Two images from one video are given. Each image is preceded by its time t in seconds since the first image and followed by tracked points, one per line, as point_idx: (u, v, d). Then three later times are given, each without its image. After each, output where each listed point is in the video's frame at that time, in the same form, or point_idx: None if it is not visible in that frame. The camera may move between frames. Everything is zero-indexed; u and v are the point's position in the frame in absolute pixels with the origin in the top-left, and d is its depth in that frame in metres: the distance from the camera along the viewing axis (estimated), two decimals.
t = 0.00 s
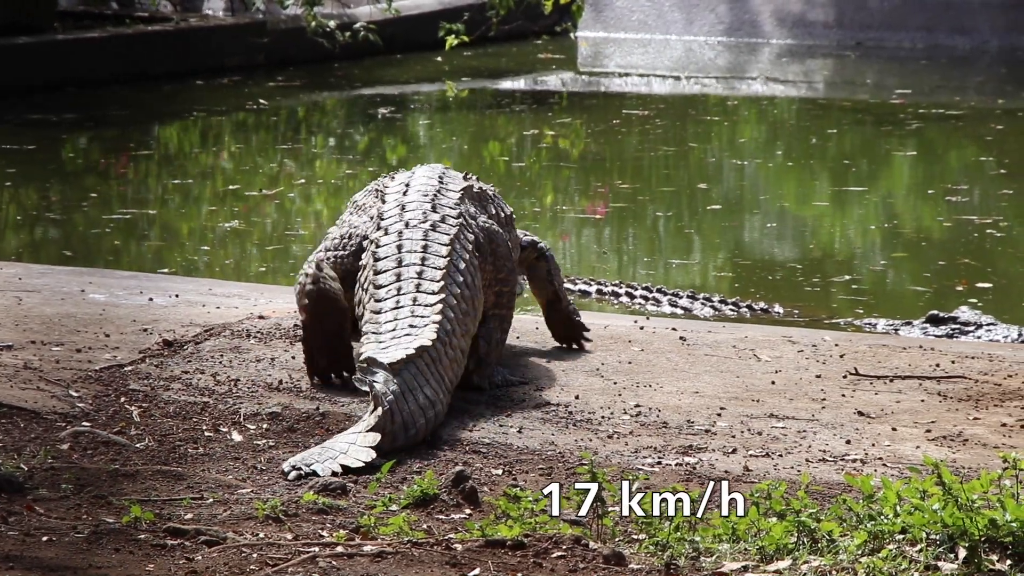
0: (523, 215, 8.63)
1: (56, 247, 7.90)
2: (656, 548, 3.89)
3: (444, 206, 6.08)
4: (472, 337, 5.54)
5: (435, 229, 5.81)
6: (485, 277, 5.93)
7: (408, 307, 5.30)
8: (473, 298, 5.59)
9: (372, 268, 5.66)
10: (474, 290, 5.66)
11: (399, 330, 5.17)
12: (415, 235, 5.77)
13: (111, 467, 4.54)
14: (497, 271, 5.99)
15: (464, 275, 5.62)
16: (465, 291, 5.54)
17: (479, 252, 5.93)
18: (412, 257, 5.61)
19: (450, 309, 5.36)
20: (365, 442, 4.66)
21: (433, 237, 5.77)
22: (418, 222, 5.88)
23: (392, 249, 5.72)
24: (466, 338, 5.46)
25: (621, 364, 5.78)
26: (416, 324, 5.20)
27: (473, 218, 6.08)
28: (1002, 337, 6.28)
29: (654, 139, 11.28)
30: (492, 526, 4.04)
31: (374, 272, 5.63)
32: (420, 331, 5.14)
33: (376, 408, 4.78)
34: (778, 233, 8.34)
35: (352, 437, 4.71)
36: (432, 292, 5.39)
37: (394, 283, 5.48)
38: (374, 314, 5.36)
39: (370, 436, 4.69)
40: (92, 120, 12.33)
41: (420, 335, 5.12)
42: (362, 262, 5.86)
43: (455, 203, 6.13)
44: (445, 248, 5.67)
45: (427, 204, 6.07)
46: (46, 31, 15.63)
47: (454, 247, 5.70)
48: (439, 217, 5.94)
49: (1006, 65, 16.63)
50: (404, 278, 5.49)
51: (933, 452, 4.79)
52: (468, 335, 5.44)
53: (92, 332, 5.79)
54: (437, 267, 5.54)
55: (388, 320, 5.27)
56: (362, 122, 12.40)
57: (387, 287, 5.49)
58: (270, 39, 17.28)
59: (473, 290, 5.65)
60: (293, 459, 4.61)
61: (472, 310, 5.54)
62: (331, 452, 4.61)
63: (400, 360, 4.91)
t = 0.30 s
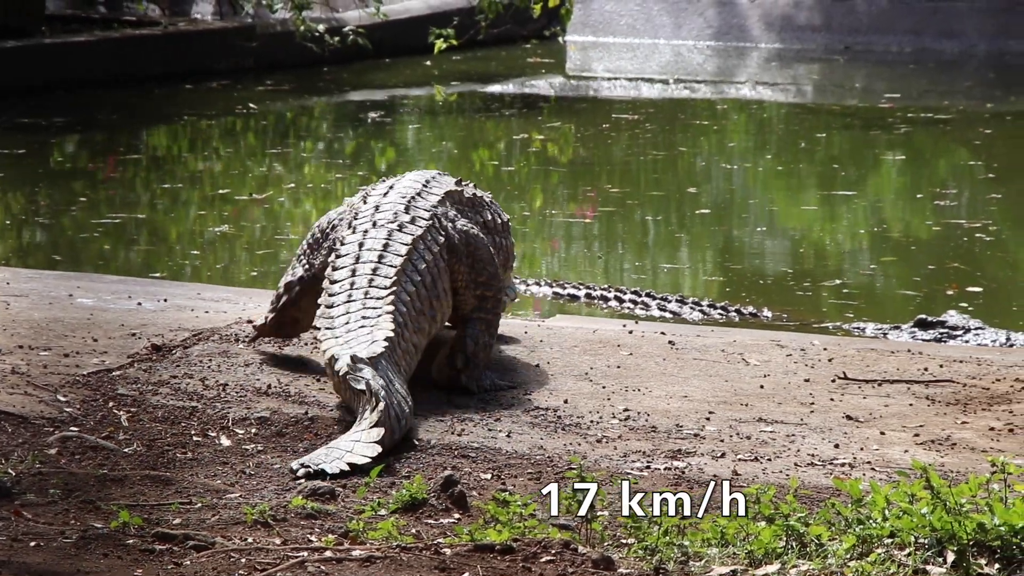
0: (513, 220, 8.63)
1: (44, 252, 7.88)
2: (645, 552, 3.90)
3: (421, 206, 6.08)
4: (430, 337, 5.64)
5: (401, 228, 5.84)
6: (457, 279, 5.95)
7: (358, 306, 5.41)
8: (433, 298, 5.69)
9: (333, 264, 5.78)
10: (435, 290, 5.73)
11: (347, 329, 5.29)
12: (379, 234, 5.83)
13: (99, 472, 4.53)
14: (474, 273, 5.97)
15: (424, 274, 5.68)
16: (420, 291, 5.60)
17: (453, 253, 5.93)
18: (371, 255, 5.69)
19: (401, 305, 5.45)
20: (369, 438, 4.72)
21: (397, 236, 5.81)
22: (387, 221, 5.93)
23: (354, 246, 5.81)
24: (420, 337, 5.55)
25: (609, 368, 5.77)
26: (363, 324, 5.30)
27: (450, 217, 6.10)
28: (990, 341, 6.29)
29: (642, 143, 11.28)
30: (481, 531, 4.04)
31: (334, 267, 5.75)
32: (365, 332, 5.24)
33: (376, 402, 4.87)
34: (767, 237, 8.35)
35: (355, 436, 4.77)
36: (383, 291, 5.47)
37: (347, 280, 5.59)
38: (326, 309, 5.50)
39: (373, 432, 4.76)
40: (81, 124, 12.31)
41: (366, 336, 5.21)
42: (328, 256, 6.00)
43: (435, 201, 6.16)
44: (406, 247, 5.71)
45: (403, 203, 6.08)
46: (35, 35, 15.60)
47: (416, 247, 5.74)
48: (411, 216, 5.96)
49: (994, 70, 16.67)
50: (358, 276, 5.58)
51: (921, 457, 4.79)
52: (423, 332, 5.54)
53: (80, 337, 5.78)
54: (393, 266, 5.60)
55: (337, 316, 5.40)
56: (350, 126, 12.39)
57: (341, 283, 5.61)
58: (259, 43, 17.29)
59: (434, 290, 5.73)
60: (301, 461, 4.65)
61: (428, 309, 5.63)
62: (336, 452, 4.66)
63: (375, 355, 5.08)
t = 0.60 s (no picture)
0: (497, 228, 8.64)
1: (28, 258, 7.88)
2: (628, 561, 3.91)
3: (386, 212, 6.11)
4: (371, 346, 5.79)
5: (360, 236, 5.91)
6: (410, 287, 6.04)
7: (305, 308, 5.53)
8: (376, 308, 5.81)
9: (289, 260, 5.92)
10: (381, 300, 5.85)
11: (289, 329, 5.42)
12: (338, 238, 5.93)
13: (82, 479, 4.52)
14: (436, 281, 6.06)
15: (373, 285, 5.80)
16: (366, 302, 5.72)
17: (408, 263, 6.02)
18: (325, 260, 5.80)
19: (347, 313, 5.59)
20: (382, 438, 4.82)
21: (356, 243, 5.88)
22: (349, 225, 5.99)
23: (311, 246, 5.93)
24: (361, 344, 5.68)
25: (594, 377, 5.76)
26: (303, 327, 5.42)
27: (414, 227, 6.14)
28: (973, 350, 6.30)
29: (627, 151, 11.29)
30: (465, 539, 4.04)
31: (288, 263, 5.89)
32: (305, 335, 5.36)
33: (384, 403, 4.93)
34: (752, 246, 8.36)
35: (366, 435, 4.86)
36: (330, 298, 5.59)
37: (297, 280, 5.72)
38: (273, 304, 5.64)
39: (383, 432, 4.87)
40: (67, 130, 12.30)
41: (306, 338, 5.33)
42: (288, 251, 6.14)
43: (402, 207, 6.20)
44: (360, 257, 5.80)
45: (370, 207, 6.13)
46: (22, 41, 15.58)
47: (369, 258, 5.83)
48: (374, 223, 6.01)
49: (979, 79, 16.70)
50: (308, 279, 5.71)
51: (904, 466, 4.80)
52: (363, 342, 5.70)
53: (63, 344, 5.76)
54: (344, 275, 5.71)
55: (283, 314, 5.53)
56: (335, 133, 12.40)
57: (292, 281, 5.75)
58: (244, 50, 17.14)
59: (381, 300, 5.85)
60: (325, 461, 4.73)
61: (371, 320, 5.76)
62: (353, 452, 4.76)
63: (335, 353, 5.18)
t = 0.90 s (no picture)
0: (470, 240, 8.64)
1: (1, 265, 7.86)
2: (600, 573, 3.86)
3: (353, 216, 6.38)
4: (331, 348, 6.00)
5: (331, 238, 6.15)
6: (370, 288, 6.26)
7: (280, 301, 5.68)
8: (337, 310, 6.03)
9: (259, 252, 6.05)
10: (342, 304, 6.08)
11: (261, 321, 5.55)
12: (308, 238, 6.13)
13: (52, 486, 4.51)
14: (396, 280, 6.25)
15: (338, 289, 6.04)
16: (330, 305, 5.95)
17: (368, 269, 6.28)
18: (297, 258, 6.00)
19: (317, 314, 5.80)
20: (370, 446, 4.93)
21: (326, 245, 6.13)
22: (318, 226, 6.23)
23: (283, 242, 6.10)
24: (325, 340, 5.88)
25: (567, 388, 5.75)
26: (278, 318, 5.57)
27: (375, 236, 6.41)
28: (946, 365, 6.31)
29: (602, 164, 11.29)
30: (436, 549, 4.04)
31: (258, 255, 6.02)
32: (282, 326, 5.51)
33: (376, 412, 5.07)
34: (730, 259, 8.37)
35: (351, 441, 4.94)
36: (304, 296, 5.79)
37: (271, 272, 5.87)
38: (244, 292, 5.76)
39: (370, 439, 4.98)
40: (46, 136, 12.27)
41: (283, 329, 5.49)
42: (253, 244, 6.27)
43: (367, 213, 6.45)
44: (332, 260, 6.04)
45: (337, 211, 6.37)
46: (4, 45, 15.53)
47: (339, 262, 6.08)
48: (342, 227, 6.27)
49: (956, 94, 16.80)
50: (281, 273, 5.87)
51: (876, 480, 4.80)
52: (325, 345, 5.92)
53: (36, 350, 5.75)
54: (316, 275, 5.93)
55: (257, 303, 5.67)
56: (310, 142, 12.37)
57: (263, 272, 5.89)
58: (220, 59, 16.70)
59: (342, 303, 6.08)
60: (316, 465, 4.79)
61: (332, 322, 5.98)
62: (343, 458, 4.83)
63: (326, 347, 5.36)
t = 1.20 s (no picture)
0: (440, 251, 8.64)
1: None
2: None
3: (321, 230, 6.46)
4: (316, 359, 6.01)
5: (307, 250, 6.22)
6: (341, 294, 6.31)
7: (271, 319, 5.70)
8: (318, 321, 6.05)
9: (241, 269, 6.01)
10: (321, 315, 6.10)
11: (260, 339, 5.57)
12: (287, 252, 6.16)
13: (19, 501, 4.51)
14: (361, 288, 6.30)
15: (319, 302, 6.08)
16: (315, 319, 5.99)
17: (338, 279, 6.32)
18: (281, 273, 6.01)
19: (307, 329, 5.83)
20: (344, 456, 4.94)
21: (304, 255, 6.22)
22: (291, 236, 6.30)
23: (264, 253, 6.11)
24: (312, 350, 5.95)
25: (536, 401, 5.74)
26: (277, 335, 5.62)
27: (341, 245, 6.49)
28: (914, 377, 6.33)
29: (570, 177, 11.30)
30: (405, 563, 4.05)
31: (243, 269, 6.00)
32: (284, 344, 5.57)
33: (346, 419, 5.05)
34: (700, 271, 8.40)
35: (325, 450, 4.95)
36: (295, 313, 5.82)
37: (261, 285, 5.88)
38: (238, 308, 5.74)
39: (343, 449, 4.99)
40: (20, 150, 12.25)
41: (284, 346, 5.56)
42: (226, 257, 6.21)
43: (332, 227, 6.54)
44: (313, 271, 6.13)
45: (304, 221, 6.49)
46: None
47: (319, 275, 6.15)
48: (313, 238, 6.36)
49: (924, 109, 16.90)
50: (270, 285, 5.90)
51: (845, 492, 4.81)
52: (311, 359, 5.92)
53: (4, 365, 5.73)
54: (303, 290, 5.98)
55: (253, 319, 5.68)
56: (279, 156, 12.36)
57: (252, 287, 5.89)
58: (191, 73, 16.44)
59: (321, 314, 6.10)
60: (297, 477, 4.78)
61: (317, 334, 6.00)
62: (321, 469, 4.83)
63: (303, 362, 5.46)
